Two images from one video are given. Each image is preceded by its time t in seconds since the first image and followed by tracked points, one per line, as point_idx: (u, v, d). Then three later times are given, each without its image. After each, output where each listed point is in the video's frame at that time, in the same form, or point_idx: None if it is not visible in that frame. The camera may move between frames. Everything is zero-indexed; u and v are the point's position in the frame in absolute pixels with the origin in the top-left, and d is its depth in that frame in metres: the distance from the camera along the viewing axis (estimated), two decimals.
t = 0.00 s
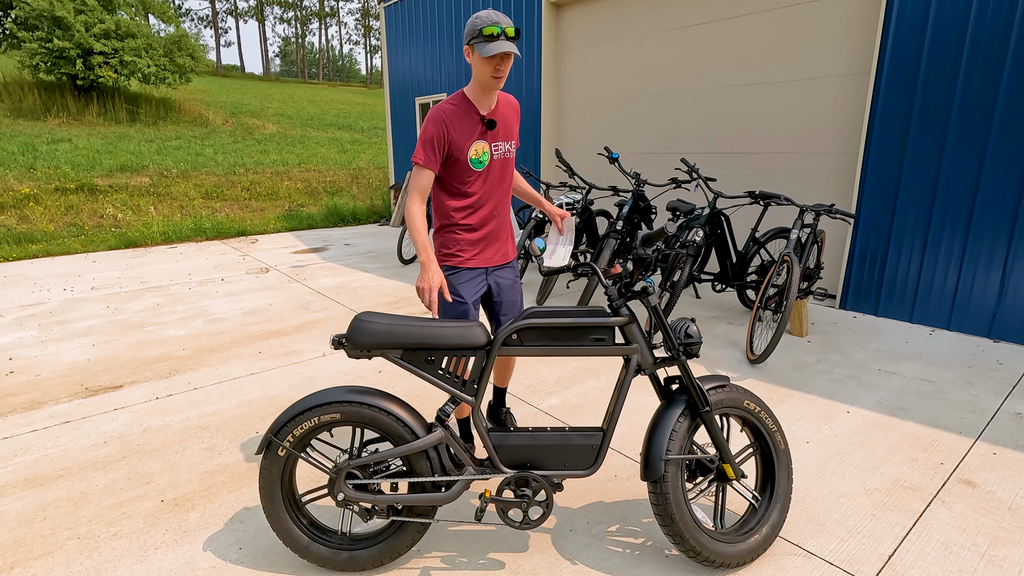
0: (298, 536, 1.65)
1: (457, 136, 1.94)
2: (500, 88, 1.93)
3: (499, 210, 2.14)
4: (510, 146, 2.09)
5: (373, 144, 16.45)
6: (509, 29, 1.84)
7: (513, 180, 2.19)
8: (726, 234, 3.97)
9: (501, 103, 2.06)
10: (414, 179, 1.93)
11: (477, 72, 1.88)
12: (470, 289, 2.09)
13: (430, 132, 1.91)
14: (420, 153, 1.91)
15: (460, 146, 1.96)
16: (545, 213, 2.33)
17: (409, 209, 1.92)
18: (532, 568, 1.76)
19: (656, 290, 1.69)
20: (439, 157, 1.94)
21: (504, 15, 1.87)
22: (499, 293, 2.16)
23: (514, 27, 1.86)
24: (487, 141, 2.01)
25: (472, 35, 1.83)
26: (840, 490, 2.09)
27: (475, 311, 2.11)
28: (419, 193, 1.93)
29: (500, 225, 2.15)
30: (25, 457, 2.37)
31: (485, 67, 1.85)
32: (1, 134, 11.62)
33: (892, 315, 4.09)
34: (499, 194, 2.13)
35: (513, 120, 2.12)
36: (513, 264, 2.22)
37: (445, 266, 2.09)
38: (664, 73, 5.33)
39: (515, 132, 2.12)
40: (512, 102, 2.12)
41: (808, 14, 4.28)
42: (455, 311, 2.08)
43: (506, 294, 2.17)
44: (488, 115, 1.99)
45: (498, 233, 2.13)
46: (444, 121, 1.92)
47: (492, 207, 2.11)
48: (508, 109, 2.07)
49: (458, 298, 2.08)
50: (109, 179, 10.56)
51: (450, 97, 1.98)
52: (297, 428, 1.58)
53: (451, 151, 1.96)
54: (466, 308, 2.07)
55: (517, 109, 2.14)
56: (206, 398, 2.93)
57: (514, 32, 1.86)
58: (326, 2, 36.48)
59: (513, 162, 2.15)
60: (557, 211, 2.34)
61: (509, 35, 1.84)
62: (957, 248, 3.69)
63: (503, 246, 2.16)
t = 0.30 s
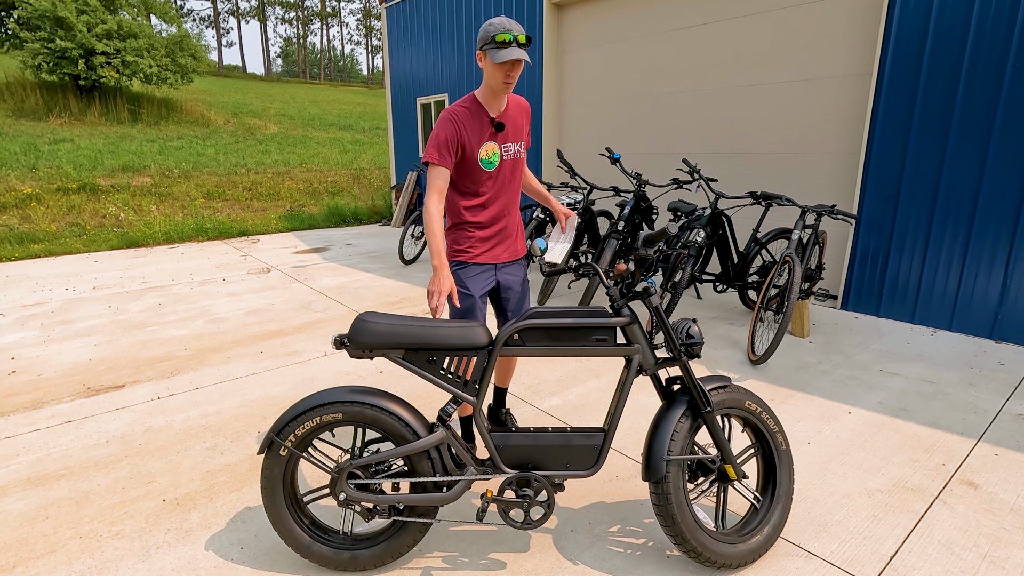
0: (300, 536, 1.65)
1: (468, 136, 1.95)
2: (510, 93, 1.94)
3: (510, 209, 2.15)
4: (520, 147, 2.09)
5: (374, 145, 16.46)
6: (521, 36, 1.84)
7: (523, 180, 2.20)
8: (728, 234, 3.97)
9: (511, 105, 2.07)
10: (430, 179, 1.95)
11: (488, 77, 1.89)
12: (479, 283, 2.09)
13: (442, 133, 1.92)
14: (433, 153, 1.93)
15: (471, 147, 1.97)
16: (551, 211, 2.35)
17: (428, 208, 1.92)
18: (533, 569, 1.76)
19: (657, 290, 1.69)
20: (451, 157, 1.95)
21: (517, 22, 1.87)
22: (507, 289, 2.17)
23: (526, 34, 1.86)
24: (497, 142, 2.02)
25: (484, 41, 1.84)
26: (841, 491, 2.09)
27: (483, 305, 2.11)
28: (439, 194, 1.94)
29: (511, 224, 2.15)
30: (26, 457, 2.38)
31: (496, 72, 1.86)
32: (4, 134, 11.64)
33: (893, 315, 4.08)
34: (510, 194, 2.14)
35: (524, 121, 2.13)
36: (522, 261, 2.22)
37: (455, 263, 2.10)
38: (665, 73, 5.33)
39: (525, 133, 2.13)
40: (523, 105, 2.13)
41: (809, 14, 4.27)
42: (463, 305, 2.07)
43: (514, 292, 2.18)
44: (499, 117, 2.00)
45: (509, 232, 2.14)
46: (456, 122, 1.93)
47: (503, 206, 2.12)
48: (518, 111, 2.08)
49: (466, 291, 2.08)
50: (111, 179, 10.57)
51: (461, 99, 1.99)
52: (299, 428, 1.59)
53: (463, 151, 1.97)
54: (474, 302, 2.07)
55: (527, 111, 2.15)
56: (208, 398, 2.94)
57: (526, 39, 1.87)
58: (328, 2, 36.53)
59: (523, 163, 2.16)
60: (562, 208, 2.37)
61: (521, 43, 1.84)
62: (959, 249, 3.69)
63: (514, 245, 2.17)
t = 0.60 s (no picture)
0: (300, 536, 1.65)
1: (474, 134, 1.96)
2: (514, 95, 1.95)
3: (517, 206, 2.13)
4: (526, 147, 2.09)
5: (375, 145, 16.48)
6: (526, 41, 1.85)
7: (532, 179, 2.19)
8: (729, 235, 3.97)
9: (519, 105, 2.07)
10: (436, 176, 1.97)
11: (493, 79, 1.91)
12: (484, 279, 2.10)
13: (448, 131, 1.94)
14: (439, 150, 1.95)
15: (476, 145, 1.98)
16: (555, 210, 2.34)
17: (433, 203, 1.95)
18: (533, 569, 1.76)
19: (658, 291, 1.69)
20: (457, 155, 1.96)
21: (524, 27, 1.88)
22: (513, 287, 2.17)
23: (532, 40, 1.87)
24: (502, 141, 2.02)
25: (490, 44, 1.87)
26: (842, 492, 2.09)
27: (486, 301, 2.10)
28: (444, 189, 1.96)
29: (517, 221, 2.14)
30: (27, 456, 2.38)
31: (500, 74, 1.88)
32: (5, 134, 11.65)
33: (894, 316, 4.08)
34: (517, 192, 2.13)
35: (532, 122, 2.12)
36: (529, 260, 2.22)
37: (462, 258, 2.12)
38: (666, 74, 5.33)
39: (533, 133, 2.12)
40: (531, 106, 2.13)
41: (810, 14, 4.27)
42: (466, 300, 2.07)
43: (520, 290, 2.18)
44: (504, 117, 2.00)
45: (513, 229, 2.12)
46: (461, 121, 1.95)
47: (510, 204, 2.11)
48: (526, 113, 2.07)
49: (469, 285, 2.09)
50: (113, 179, 10.59)
51: (469, 99, 2.01)
52: (299, 427, 1.59)
53: (469, 149, 1.98)
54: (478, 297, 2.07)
55: (536, 112, 2.14)
56: (209, 398, 2.94)
57: (531, 44, 1.87)
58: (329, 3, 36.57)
59: (531, 162, 2.15)
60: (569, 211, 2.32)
61: (525, 47, 1.85)
62: (960, 250, 3.68)
63: (520, 242, 2.16)
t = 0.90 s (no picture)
0: (301, 536, 1.65)
1: (472, 132, 2.04)
2: (514, 89, 1.99)
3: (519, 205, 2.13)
4: (529, 146, 2.10)
5: (376, 145, 16.49)
6: (518, 34, 1.92)
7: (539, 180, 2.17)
8: (730, 235, 3.97)
9: (524, 105, 2.10)
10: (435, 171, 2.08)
11: (492, 75, 1.98)
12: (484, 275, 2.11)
13: (447, 130, 2.05)
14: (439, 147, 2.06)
15: (473, 142, 2.05)
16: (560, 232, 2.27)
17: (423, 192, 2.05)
18: (534, 570, 1.75)
19: (659, 291, 1.69)
20: (455, 151, 2.05)
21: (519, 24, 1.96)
22: (514, 285, 2.16)
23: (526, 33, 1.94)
24: (502, 138, 2.05)
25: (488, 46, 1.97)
26: (844, 493, 2.08)
27: (487, 298, 2.09)
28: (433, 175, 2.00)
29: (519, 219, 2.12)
30: (28, 456, 2.38)
31: (496, 68, 1.96)
32: (8, 134, 11.66)
33: (896, 316, 4.07)
34: (519, 190, 2.13)
35: (539, 123, 2.14)
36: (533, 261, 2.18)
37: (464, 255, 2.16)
38: (668, 74, 5.32)
39: (539, 133, 2.13)
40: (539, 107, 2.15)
41: (812, 15, 4.27)
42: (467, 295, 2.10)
43: (522, 288, 2.17)
44: (505, 115, 2.05)
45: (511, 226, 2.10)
46: (460, 120, 2.05)
47: (510, 201, 2.12)
48: (531, 112, 2.09)
49: (468, 281, 2.11)
50: (115, 179, 10.60)
51: (474, 101, 2.10)
52: (300, 428, 1.59)
53: (466, 147, 2.06)
54: (477, 293, 2.08)
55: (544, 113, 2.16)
56: (210, 398, 2.94)
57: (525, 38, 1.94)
58: (331, 4, 36.60)
59: (537, 162, 2.14)
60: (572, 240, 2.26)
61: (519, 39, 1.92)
62: (963, 251, 3.67)
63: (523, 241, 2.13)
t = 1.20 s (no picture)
0: (303, 538, 1.65)
1: (476, 132, 2.06)
2: (521, 91, 2.01)
3: (523, 206, 2.11)
4: (535, 147, 2.09)
5: (378, 146, 16.50)
6: (523, 36, 1.94)
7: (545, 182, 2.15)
8: (732, 236, 3.96)
9: (530, 107, 2.11)
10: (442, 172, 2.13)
11: (498, 78, 2.00)
12: (489, 274, 2.09)
13: (452, 131, 2.08)
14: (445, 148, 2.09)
15: (478, 141, 2.06)
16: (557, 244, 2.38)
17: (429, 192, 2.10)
18: (537, 572, 1.75)
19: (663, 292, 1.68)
20: (460, 151, 2.07)
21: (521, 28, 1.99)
22: (518, 285, 2.16)
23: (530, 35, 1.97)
24: (507, 138, 2.05)
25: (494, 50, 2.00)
26: (848, 495, 2.07)
27: (492, 296, 2.08)
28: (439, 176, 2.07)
29: (522, 221, 2.11)
30: (31, 457, 2.38)
31: (503, 71, 1.97)
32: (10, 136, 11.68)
33: (900, 317, 4.06)
34: (523, 191, 2.12)
35: (545, 125, 2.14)
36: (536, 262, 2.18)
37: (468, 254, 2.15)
38: (670, 74, 5.32)
39: (545, 135, 2.12)
40: (545, 110, 2.15)
41: (814, 15, 4.26)
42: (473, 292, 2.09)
43: (526, 288, 2.16)
44: (510, 115, 2.06)
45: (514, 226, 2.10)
46: (466, 121, 2.07)
47: (514, 202, 2.11)
48: (537, 114, 2.10)
49: (474, 280, 2.10)
50: (117, 180, 10.62)
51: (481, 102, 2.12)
52: (302, 430, 1.59)
53: (471, 147, 2.07)
54: (482, 291, 2.07)
55: (551, 116, 2.16)
56: (212, 399, 2.94)
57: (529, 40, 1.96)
58: (332, 5, 36.64)
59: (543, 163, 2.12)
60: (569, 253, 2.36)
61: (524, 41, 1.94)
62: (966, 251, 3.66)
63: (527, 242, 2.12)
